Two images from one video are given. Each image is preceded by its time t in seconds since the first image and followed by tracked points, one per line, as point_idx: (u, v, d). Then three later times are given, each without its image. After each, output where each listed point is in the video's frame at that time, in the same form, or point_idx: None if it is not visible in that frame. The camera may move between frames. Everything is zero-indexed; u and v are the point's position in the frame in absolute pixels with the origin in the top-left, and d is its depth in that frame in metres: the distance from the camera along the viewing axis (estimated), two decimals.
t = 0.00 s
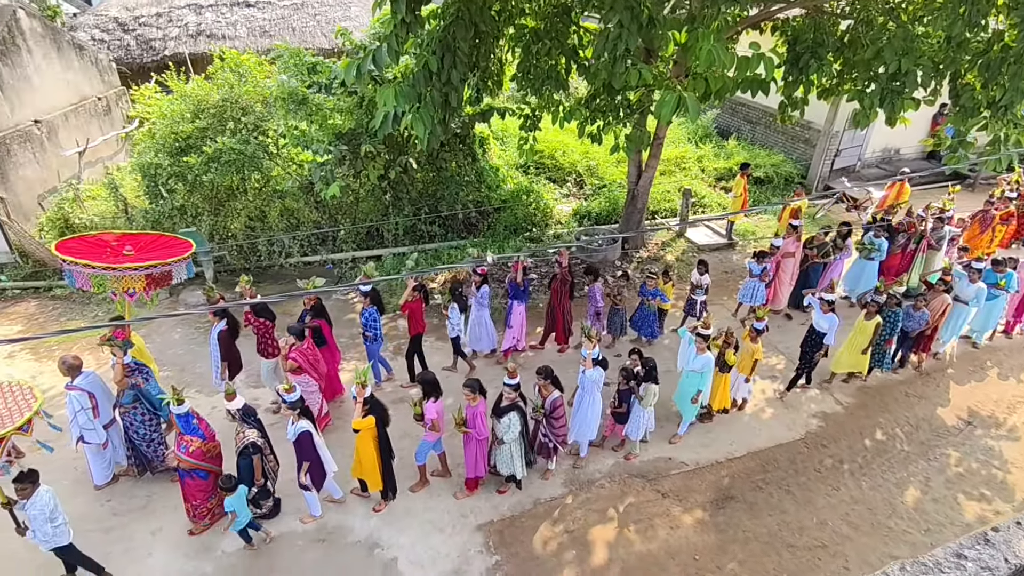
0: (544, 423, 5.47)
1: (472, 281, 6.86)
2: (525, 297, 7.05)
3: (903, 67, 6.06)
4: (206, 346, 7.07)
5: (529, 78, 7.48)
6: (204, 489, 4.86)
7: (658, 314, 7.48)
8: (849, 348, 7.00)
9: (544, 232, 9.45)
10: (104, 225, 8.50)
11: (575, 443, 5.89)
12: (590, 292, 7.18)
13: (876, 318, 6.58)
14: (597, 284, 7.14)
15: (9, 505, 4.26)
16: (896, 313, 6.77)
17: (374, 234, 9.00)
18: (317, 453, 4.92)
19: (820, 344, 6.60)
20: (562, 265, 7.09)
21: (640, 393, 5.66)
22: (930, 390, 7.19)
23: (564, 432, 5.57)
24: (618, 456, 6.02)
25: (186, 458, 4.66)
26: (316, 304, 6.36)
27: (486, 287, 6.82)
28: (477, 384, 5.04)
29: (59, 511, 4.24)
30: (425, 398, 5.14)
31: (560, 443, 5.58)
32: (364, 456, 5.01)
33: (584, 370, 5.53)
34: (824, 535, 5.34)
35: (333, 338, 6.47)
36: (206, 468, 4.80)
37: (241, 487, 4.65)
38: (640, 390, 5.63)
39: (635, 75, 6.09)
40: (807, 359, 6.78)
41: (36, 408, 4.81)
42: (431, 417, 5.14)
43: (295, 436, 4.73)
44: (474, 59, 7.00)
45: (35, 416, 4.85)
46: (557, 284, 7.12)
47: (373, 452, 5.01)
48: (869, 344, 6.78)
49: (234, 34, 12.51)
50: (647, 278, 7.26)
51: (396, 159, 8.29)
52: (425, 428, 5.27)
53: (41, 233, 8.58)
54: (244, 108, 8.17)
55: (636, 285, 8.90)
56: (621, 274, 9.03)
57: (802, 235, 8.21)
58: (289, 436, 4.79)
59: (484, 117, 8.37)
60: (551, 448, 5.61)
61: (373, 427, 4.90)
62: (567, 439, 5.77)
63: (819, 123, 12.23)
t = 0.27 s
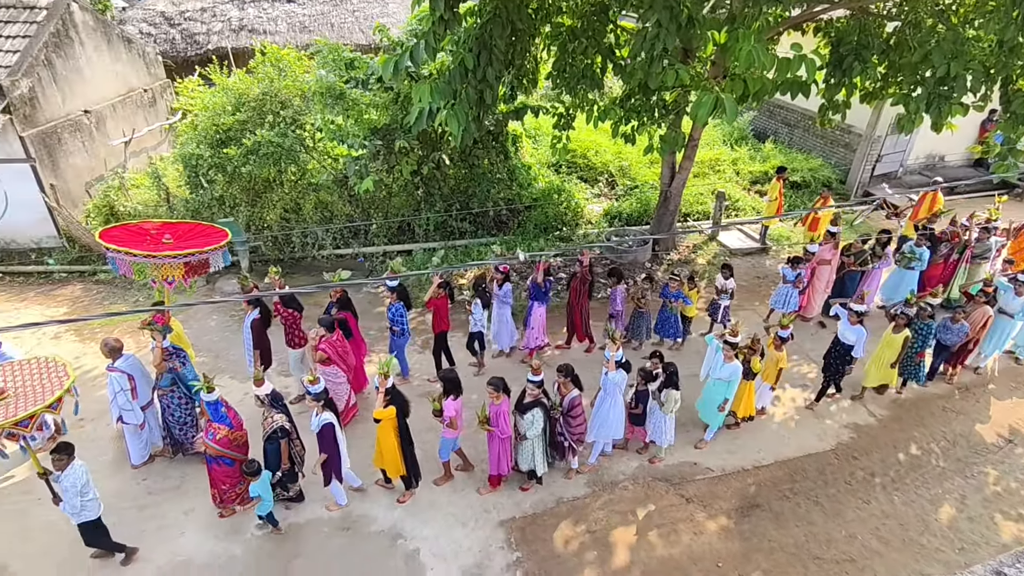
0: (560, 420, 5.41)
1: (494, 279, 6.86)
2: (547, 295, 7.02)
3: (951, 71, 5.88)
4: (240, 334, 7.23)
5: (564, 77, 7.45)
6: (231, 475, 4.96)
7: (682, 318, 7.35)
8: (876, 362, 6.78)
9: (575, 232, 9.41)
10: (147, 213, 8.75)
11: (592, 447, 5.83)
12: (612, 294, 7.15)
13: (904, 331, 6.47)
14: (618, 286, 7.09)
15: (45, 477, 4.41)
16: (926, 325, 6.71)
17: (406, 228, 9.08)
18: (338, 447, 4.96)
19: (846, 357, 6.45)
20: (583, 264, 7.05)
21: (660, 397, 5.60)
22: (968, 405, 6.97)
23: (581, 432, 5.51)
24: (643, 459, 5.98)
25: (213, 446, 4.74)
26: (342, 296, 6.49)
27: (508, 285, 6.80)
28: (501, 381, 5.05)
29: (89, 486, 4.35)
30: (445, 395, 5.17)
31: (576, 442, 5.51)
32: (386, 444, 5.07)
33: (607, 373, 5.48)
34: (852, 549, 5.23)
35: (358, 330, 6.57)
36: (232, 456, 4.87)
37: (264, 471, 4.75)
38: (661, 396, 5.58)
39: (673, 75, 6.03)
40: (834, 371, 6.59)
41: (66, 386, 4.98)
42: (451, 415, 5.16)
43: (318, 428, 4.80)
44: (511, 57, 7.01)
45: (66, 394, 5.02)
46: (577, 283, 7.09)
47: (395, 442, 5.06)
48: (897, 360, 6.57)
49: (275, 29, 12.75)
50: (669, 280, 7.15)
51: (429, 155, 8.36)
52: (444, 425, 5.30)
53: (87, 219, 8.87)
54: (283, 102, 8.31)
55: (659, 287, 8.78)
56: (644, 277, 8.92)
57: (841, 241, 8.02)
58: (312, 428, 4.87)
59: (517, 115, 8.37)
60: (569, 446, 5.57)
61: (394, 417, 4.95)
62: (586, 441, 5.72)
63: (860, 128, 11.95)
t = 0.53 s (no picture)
0: (587, 419, 5.36)
1: (525, 279, 6.85)
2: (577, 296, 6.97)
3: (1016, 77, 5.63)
4: (281, 323, 7.39)
5: (608, 78, 7.40)
6: (265, 460, 5.07)
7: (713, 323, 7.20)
8: (916, 380, 6.49)
9: (613, 233, 9.34)
10: (197, 203, 9.02)
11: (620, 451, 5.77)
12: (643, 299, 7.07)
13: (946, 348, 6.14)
14: (651, 290, 7.00)
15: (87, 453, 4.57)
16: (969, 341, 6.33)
17: (445, 225, 9.14)
18: (369, 438, 5.05)
19: (884, 373, 6.25)
20: (613, 265, 6.96)
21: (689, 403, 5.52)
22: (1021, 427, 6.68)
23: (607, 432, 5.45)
24: (675, 465, 5.91)
25: (246, 433, 4.81)
26: (374, 289, 6.57)
27: (538, 285, 6.79)
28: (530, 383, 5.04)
29: (131, 461, 4.52)
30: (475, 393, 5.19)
31: (602, 442, 5.47)
32: (413, 435, 5.11)
33: (636, 379, 5.42)
34: (891, 570, 5.07)
35: (390, 323, 6.65)
36: (265, 444, 4.94)
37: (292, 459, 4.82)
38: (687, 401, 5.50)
39: (719, 77, 5.93)
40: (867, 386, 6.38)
41: (112, 366, 5.18)
42: (479, 413, 5.20)
43: (349, 419, 4.89)
44: (555, 57, 6.99)
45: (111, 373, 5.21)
46: (607, 284, 7.00)
47: (423, 434, 5.12)
48: (937, 378, 6.26)
49: (324, 27, 13.00)
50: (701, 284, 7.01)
51: (470, 153, 8.40)
52: (472, 422, 5.31)
53: (141, 207, 9.19)
54: (329, 97, 8.50)
55: (690, 291, 8.64)
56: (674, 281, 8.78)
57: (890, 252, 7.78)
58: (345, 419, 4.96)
59: (559, 114, 8.34)
60: (593, 446, 5.51)
61: (422, 407, 5.01)
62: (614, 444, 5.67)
63: (913, 134, 11.55)
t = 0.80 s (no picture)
0: (623, 423, 5.30)
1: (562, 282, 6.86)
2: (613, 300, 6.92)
3: None
4: (325, 314, 7.55)
5: (658, 80, 7.30)
6: (303, 450, 5.18)
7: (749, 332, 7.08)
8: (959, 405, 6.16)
9: (656, 237, 9.22)
10: (250, 194, 9.28)
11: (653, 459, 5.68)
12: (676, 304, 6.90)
13: (996, 373, 5.82)
14: (685, 296, 6.85)
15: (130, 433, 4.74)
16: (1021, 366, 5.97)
17: (488, 223, 9.18)
18: (406, 426, 5.09)
19: (927, 393, 5.99)
20: (651, 270, 6.82)
21: (723, 407, 5.44)
22: None
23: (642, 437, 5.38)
24: (713, 475, 5.80)
25: (286, 421, 4.92)
26: (412, 283, 6.66)
27: (575, 288, 6.78)
28: (568, 387, 5.01)
29: (171, 446, 4.66)
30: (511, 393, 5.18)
31: (636, 446, 5.40)
32: (447, 430, 5.15)
33: (670, 387, 5.31)
34: None
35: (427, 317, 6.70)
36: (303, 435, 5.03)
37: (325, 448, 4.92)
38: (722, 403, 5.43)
39: (773, 82, 5.79)
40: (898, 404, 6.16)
41: (159, 342, 5.40)
42: (516, 413, 5.18)
43: (387, 409, 4.96)
44: (605, 58, 6.94)
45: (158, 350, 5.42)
46: (642, 288, 6.90)
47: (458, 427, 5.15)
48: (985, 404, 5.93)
49: (376, 25, 13.22)
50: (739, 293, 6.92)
51: (515, 153, 8.40)
52: (507, 420, 5.32)
53: (198, 197, 9.51)
54: (380, 94, 8.64)
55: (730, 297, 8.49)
56: (710, 287, 8.56)
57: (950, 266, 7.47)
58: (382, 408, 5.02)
59: (607, 116, 8.28)
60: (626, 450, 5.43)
61: (457, 401, 5.06)
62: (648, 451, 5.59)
63: (977, 144, 11.07)
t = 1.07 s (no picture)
0: (659, 431, 5.25)
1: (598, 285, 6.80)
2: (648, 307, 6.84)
3: None
4: (367, 309, 7.68)
5: (708, 85, 7.18)
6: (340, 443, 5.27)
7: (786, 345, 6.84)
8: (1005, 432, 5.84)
9: (700, 244, 9.07)
10: (299, 189, 9.51)
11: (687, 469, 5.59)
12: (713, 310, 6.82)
13: None
14: (720, 303, 6.76)
15: (173, 419, 4.95)
16: None
17: (530, 225, 9.18)
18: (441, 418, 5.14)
19: (971, 418, 5.74)
20: (685, 279, 6.79)
21: (761, 416, 5.34)
22: None
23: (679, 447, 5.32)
24: (751, 488, 5.68)
25: (325, 415, 5.00)
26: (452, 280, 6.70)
27: (611, 292, 6.73)
28: (603, 391, 4.99)
29: (205, 436, 4.80)
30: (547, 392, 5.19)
31: (672, 456, 5.33)
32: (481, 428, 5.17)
33: (706, 399, 5.22)
34: None
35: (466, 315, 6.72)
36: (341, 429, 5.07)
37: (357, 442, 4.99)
38: (759, 412, 5.32)
39: (829, 88, 5.63)
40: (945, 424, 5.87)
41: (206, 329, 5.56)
42: (552, 413, 5.17)
43: (425, 398, 5.00)
44: (655, 61, 6.87)
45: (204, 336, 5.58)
46: (676, 298, 6.81)
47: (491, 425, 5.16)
48: None
49: (426, 26, 13.39)
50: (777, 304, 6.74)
51: (560, 155, 8.36)
52: (541, 420, 5.30)
53: (250, 190, 9.79)
54: (428, 94, 8.76)
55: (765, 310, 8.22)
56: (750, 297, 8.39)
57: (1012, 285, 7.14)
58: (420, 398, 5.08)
59: (654, 120, 8.19)
60: (660, 459, 5.38)
61: (490, 400, 5.06)
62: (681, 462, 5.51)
63: None
